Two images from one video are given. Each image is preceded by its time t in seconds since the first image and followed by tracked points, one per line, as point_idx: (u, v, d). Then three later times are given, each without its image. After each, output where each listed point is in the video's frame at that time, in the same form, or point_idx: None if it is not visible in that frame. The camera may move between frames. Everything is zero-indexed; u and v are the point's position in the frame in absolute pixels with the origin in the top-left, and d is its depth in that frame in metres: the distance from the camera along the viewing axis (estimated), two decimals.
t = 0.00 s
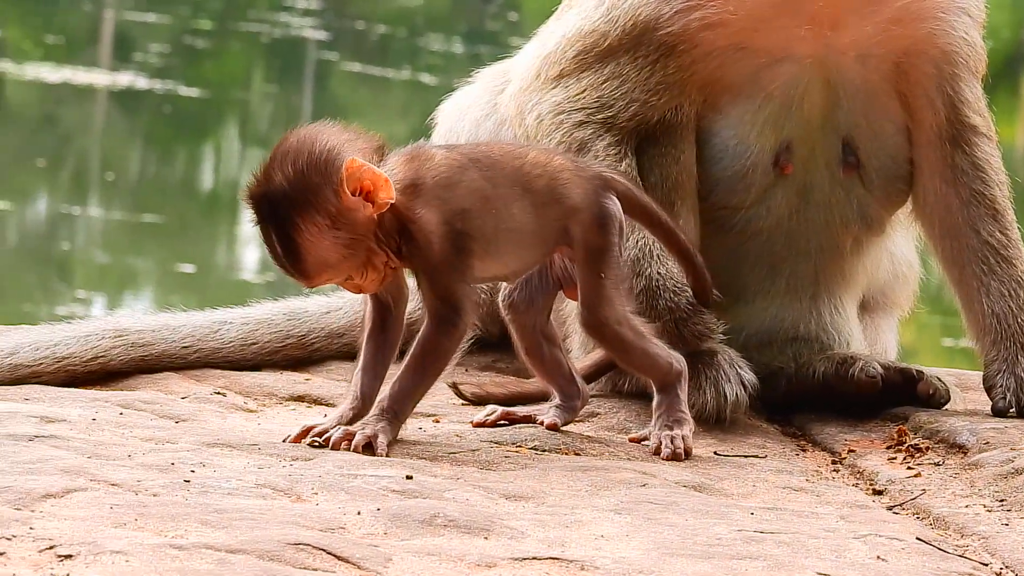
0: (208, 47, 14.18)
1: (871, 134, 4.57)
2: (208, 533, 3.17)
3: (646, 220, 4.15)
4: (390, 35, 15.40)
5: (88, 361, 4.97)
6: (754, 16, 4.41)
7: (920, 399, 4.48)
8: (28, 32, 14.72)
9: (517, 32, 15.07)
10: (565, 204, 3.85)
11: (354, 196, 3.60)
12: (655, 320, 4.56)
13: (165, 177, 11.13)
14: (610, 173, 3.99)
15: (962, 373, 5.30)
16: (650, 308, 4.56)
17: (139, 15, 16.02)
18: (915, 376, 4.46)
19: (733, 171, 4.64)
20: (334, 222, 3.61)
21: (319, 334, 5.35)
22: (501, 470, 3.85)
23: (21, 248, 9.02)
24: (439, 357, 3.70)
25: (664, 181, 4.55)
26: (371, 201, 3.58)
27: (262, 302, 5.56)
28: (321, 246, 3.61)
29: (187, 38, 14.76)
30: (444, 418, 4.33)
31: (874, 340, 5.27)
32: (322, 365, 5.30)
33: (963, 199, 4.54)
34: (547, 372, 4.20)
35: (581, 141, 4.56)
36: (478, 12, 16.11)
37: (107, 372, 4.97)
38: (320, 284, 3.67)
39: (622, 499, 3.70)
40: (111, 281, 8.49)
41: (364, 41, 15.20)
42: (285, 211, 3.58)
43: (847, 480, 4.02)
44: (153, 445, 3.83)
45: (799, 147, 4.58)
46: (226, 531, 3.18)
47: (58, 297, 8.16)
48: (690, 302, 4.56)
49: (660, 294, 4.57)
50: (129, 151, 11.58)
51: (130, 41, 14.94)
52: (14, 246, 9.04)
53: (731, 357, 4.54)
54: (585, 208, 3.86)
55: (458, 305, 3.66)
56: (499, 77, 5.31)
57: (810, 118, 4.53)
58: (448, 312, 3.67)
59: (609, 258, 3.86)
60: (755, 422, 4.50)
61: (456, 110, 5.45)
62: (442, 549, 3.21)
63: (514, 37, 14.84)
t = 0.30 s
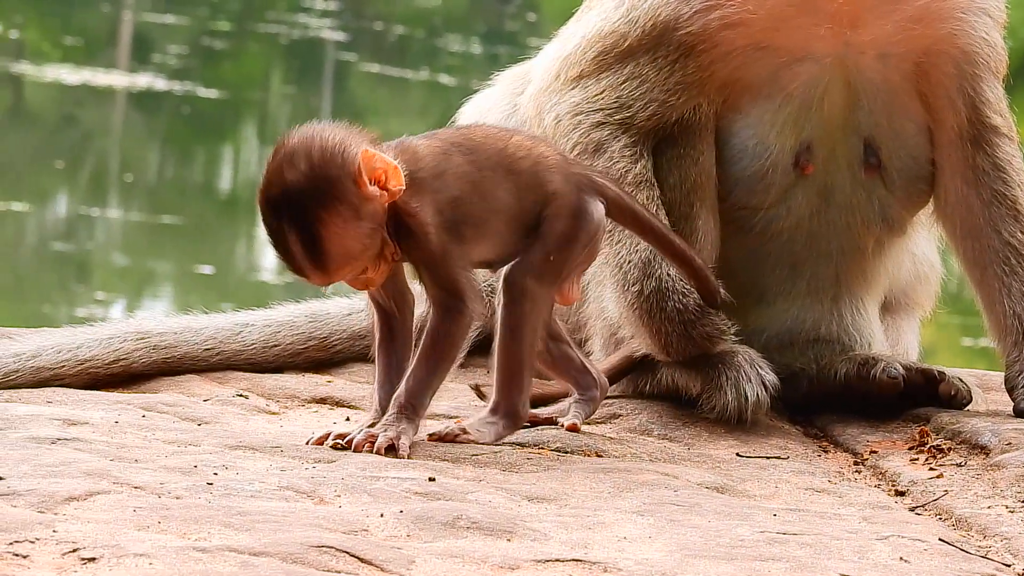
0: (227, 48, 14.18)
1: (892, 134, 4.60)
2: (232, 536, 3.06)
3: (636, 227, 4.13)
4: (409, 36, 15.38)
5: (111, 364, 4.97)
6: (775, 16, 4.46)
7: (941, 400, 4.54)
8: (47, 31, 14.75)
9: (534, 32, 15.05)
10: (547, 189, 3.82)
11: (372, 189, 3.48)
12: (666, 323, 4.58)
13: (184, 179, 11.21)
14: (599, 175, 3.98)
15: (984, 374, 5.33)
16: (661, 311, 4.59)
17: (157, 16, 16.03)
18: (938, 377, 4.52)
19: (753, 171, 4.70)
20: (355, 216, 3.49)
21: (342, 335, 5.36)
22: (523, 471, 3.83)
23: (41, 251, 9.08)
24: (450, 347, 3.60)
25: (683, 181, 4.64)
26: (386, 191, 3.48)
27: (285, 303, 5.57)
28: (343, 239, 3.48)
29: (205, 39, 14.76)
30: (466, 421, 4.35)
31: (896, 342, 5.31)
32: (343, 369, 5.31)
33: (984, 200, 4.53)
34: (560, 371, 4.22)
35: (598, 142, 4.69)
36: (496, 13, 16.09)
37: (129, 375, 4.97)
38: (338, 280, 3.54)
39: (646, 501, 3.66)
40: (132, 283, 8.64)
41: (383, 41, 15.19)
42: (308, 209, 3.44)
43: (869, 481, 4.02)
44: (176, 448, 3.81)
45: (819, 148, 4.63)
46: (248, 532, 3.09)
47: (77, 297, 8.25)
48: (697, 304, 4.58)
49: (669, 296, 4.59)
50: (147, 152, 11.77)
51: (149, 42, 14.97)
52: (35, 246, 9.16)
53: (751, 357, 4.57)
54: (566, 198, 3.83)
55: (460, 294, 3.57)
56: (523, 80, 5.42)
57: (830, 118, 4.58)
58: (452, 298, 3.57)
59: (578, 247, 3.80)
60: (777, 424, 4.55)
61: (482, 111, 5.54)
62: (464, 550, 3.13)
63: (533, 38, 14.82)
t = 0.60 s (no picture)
0: (238, 48, 14.16)
1: (902, 134, 4.60)
2: (242, 536, 3.06)
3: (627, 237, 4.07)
4: (422, 36, 15.35)
5: (122, 364, 4.99)
6: (783, 15, 4.46)
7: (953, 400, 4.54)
8: (58, 31, 14.76)
9: (546, 32, 14.99)
10: (543, 207, 3.75)
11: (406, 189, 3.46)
12: (659, 325, 4.57)
13: (196, 178, 11.25)
14: (591, 190, 3.90)
15: (995, 373, 5.33)
16: (654, 313, 4.58)
17: (169, 16, 16.02)
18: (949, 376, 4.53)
19: (763, 171, 4.71)
20: (388, 211, 3.41)
21: (353, 337, 5.37)
22: (535, 471, 3.83)
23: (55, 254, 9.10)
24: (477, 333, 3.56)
25: (692, 181, 4.65)
26: (414, 195, 3.47)
27: (296, 304, 5.57)
28: (372, 231, 3.37)
29: (216, 39, 14.74)
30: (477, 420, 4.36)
31: (907, 342, 5.32)
32: (354, 369, 5.31)
33: (995, 199, 4.53)
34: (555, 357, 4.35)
35: (604, 143, 4.71)
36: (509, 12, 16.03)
37: (139, 375, 4.99)
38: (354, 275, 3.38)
39: (657, 501, 3.65)
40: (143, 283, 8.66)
41: (395, 41, 15.15)
42: (351, 189, 3.32)
43: (881, 481, 4.02)
44: (187, 448, 3.81)
45: (830, 147, 4.64)
46: (259, 532, 3.08)
47: (88, 298, 8.27)
48: (690, 308, 4.56)
49: (663, 298, 4.58)
50: (159, 152, 11.76)
51: (160, 42, 14.97)
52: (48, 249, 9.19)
53: (763, 355, 4.61)
54: (559, 214, 3.76)
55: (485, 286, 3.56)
56: (534, 80, 5.44)
57: (840, 118, 4.58)
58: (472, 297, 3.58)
59: (575, 260, 3.74)
60: (788, 423, 4.55)
61: (494, 110, 5.56)
62: (475, 549, 3.11)
63: (544, 37, 14.76)
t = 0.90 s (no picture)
0: (246, 50, 14.15)
1: (909, 136, 4.61)
2: (247, 539, 3.06)
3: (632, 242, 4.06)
4: (430, 38, 15.34)
5: (128, 367, 5.00)
6: (790, 17, 4.46)
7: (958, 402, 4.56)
8: (65, 32, 14.76)
9: (554, 34, 14.97)
10: (554, 212, 3.74)
11: (407, 188, 3.41)
12: (666, 330, 4.58)
13: (203, 181, 11.26)
14: (589, 197, 3.89)
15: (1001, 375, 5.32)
16: (661, 317, 4.59)
17: (177, 18, 16.03)
18: (953, 378, 4.55)
19: (772, 174, 4.71)
20: (384, 210, 3.41)
21: (359, 338, 5.37)
22: (540, 474, 3.83)
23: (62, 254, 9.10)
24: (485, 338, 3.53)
25: (701, 185, 4.65)
26: (420, 196, 3.42)
27: (303, 307, 5.58)
28: (365, 231, 3.38)
29: (224, 40, 14.73)
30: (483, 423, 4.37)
31: (914, 343, 5.32)
32: (360, 371, 5.32)
33: (1001, 202, 4.52)
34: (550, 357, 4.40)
35: (611, 147, 4.72)
36: (516, 13, 16.03)
37: (145, 378, 5.01)
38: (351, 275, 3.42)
39: (663, 503, 3.65)
40: (151, 286, 8.65)
41: (403, 43, 15.15)
42: (340, 192, 3.34)
43: (886, 484, 4.02)
44: (193, 451, 3.81)
45: (837, 149, 4.64)
46: (265, 536, 3.08)
47: (96, 300, 8.28)
48: (698, 313, 4.56)
49: (670, 302, 4.59)
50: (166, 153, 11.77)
51: (167, 43, 14.97)
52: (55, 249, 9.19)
53: (770, 358, 4.62)
54: (570, 218, 3.77)
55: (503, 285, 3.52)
56: (541, 83, 5.44)
57: (846, 120, 4.59)
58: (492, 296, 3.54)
59: (578, 267, 3.75)
60: (793, 426, 4.55)
61: (502, 111, 5.56)
62: (481, 552, 3.11)
63: (552, 40, 14.75)
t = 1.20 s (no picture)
0: (251, 50, 14.16)
1: (910, 136, 4.61)
2: (250, 539, 3.06)
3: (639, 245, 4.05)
4: (436, 37, 15.35)
5: (131, 367, 5.01)
6: (792, 16, 4.47)
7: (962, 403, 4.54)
8: (71, 32, 14.77)
9: (559, 34, 14.97)
10: (546, 218, 3.74)
11: (346, 191, 3.46)
12: (668, 330, 4.58)
13: (208, 181, 11.26)
14: (593, 202, 3.88)
15: (1004, 374, 5.32)
16: (663, 317, 4.59)
17: (181, 18, 16.04)
18: (957, 377, 4.54)
19: (774, 173, 4.71)
20: (325, 214, 3.46)
21: (361, 338, 5.37)
22: (542, 473, 3.83)
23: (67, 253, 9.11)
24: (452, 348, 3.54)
25: (702, 184, 4.65)
26: (362, 197, 3.46)
27: (306, 306, 5.58)
28: (308, 237, 3.45)
29: (229, 41, 14.75)
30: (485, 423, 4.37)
31: (915, 343, 5.31)
32: (362, 371, 5.32)
33: (1003, 202, 4.52)
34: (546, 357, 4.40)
35: (613, 147, 4.72)
36: (522, 14, 16.04)
37: (149, 377, 5.02)
38: (303, 282, 3.49)
39: (665, 503, 3.65)
40: (157, 286, 8.65)
41: (409, 44, 15.14)
42: (278, 199, 3.41)
43: (888, 483, 4.02)
44: (195, 450, 3.82)
45: (840, 149, 4.64)
46: (267, 536, 3.08)
47: (100, 301, 8.29)
48: (699, 314, 4.56)
49: (672, 302, 4.59)
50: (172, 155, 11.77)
51: (171, 44, 14.98)
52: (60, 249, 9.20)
53: (771, 358, 4.61)
54: (564, 223, 3.76)
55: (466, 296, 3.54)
56: (544, 83, 5.43)
57: (848, 119, 4.58)
58: (456, 303, 3.54)
59: (577, 271, 3.75)
60: (795, 425, 4.54)
61: (504, 111, 5.56)
62: (483, 551, 3.11)
63: (558, 40, 14.75)
